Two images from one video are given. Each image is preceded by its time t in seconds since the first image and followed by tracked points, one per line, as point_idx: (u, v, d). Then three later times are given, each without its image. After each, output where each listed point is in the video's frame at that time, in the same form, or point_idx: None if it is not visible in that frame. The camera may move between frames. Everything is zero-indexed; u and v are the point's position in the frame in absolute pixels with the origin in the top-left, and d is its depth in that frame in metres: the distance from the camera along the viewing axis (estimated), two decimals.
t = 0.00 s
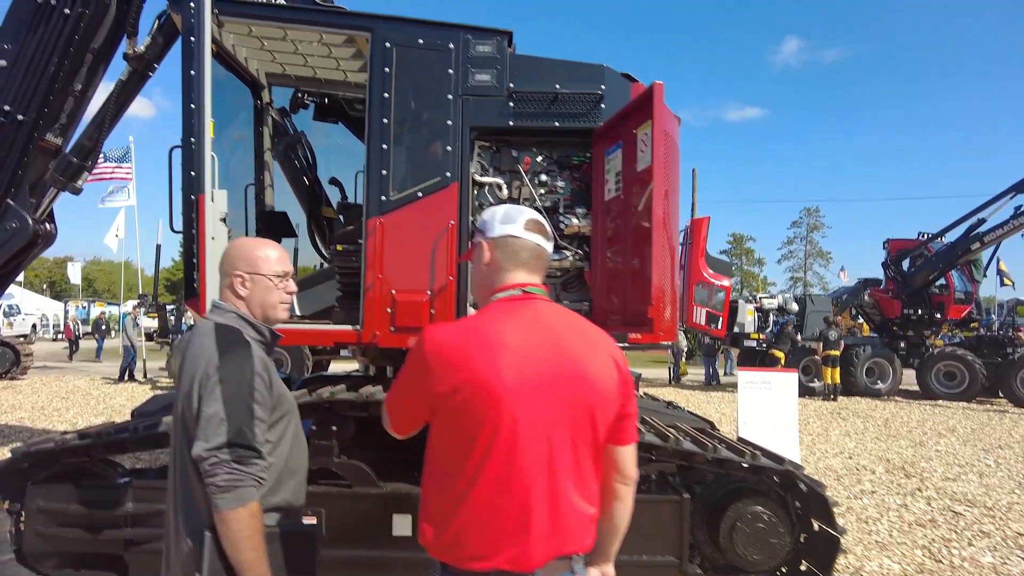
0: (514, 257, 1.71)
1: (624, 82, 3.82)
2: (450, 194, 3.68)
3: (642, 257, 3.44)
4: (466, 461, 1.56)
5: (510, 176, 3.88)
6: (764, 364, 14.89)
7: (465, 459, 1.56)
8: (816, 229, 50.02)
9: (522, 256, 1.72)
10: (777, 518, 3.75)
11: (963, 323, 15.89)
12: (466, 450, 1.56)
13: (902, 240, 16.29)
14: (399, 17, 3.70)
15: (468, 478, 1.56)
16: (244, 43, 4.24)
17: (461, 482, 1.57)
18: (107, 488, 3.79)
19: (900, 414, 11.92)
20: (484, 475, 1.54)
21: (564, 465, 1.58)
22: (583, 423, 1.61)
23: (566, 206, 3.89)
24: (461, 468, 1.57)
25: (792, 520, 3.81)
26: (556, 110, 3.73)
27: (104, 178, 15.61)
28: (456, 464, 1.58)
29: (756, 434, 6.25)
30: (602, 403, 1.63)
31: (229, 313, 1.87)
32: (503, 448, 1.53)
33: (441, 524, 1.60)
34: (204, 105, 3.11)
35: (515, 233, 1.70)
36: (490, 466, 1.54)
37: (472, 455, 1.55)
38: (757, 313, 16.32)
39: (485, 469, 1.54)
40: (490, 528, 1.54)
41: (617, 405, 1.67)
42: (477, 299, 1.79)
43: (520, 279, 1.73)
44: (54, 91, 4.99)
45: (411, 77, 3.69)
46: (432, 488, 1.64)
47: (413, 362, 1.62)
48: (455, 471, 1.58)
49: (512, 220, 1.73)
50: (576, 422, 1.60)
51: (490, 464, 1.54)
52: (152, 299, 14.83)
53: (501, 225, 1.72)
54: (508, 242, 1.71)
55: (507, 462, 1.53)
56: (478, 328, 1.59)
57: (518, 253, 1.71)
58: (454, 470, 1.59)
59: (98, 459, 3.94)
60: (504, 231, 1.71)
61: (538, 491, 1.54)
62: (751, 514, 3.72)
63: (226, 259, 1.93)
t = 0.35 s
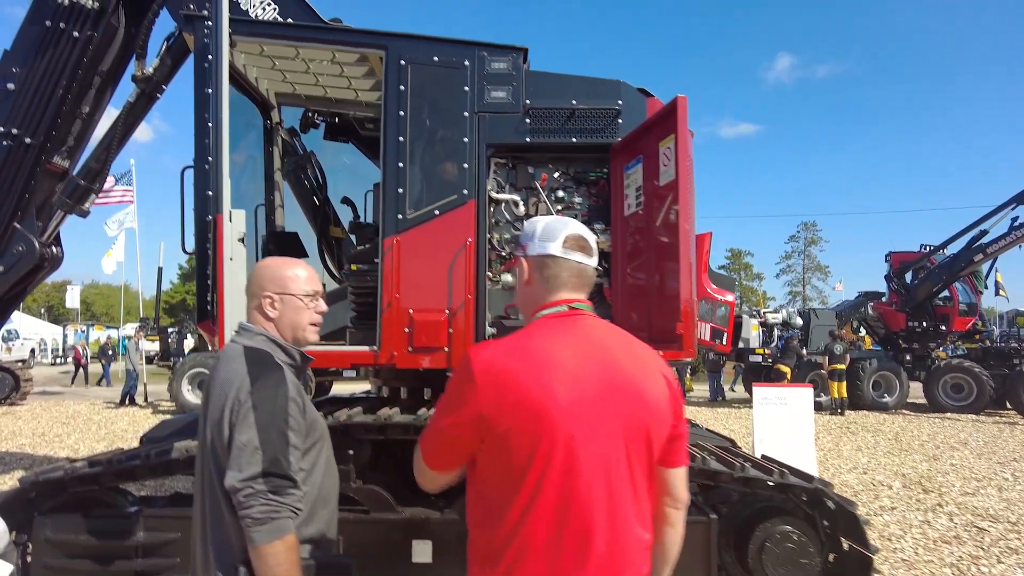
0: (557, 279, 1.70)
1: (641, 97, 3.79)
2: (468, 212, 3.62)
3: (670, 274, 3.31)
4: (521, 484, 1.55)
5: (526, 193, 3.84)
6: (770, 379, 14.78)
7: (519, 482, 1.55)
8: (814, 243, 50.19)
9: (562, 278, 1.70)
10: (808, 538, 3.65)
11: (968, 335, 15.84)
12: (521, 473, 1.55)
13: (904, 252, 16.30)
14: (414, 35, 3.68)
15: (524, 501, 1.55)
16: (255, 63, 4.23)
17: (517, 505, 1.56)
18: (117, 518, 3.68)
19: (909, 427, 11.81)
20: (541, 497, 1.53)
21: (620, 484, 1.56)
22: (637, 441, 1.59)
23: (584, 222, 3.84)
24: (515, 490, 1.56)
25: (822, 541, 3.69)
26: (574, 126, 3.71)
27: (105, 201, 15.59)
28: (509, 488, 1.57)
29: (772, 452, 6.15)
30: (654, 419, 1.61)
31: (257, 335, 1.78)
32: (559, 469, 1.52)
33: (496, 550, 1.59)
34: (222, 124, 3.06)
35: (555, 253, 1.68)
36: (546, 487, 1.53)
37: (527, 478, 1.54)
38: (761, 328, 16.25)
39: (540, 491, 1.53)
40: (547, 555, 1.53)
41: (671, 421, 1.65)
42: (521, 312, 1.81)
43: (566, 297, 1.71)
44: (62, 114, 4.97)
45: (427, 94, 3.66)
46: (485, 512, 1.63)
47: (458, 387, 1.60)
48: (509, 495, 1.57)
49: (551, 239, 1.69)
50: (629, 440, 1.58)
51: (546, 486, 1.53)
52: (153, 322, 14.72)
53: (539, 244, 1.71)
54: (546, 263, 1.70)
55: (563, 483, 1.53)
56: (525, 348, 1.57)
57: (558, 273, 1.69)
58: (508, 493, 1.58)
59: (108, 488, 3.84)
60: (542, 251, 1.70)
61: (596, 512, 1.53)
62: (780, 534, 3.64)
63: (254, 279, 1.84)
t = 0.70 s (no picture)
0: (588, 282, 1.57)
1: (662, 103, 3.69)
2: (487, 223, 3.49)
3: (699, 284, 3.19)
4: (581, 499, 1.39)
5: (545, 203, 3.73)
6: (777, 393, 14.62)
7: (581, 499, 1.39)
8: (811, 256, 50.23)
9: (595, 279, 1.56)
10: (847, 559, 3.51)
11: (974, 345, 15.73)
12: (582, 488, 1.39)
13: (907, 263, 16.25)
14: (429, 42, 3.58)
15: (587, 519, 1.39)
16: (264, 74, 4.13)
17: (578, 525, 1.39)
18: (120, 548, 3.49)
19: (921, 440, 11.65)
20: (605, 512, 1.39)
21: (689, 495, 1.43)
22: (704, 449, 1.47)
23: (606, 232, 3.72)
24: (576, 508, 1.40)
25: (860, 561, 3.52)
26: (594, 132, 3.60)
27: (103, 222, 15.45)
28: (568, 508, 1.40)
29: (793, 467, 6.00)
30: (720, 427, 1.50)
31: (286, 350, 1.63)
32: (624, 480, 1.39)
33: None
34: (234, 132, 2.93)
35: (581, 257, 1.57)
36: (610, 501, 1.39)
37: (589, 492, 1.39)
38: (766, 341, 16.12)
39: (602, 512, 1.39)
40: None
41: (735, 431, 1.54)
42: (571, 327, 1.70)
43: (607, 303, 1.58)
44: (64, 129, 4.85)
45: (443, 103, 3.55)
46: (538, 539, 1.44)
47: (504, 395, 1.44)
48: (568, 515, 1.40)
49: (580, 242, 1.60)
50: (696, 447, 1.46)
51: (611, 500, 1.39)
52: (152, 343, 14.53)
53: (571, 249, 1.62)
54: (577, 266, 1.59)
55: (630, 495, 1.39)
56: (578, 352, 1.47)
57: (593, 277, 1.57)
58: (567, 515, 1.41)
59: (111, 515, 3.66)
60: (573, 254, 1.60)
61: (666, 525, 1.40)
62: (818, 554, 3.50)
63: (284, 290, 1.68)
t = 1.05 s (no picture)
0: (614, 288, 1.47)
1: (678, 106, 3.64)
2: (501, 229, 3.39)
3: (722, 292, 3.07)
4: (632, 528, 1.29)
5: (559, 209, 3.64)
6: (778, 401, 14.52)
7: (632, 527, 1.29)
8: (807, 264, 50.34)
9: (622, 285, 1.46)
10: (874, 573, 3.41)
11: (974, 353, 15.71)
12: (632, 515, 1.29)
13: (907, 271, 16.24)
14: (440, 44, 3.49)
15: (642, 545, 1.28)
16: (269, 78, 4.03)
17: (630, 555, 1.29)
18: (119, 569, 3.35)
19: (925, 448, 11.57)
20: (659, 540, 1.28)
21: (747, 518, 1.31)
22: (761, 464, 1.35)
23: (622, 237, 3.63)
24: (627, 537, 1.29)
25: None
26: (611, 136, 3.52)
27: (98, 232, 15.27)
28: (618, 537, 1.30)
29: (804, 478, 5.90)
30: (775, 438, 1.39)
31: (312, 362, 1.52)
32: (681, 500, 1.28)
33: None
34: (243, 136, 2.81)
35: (606, 263, 1.48)
36: (664, 528, 1.28)
37: (640, 520, 1.28)
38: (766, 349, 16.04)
39: (659, 535, 1.28)
40: None
41: (791, 440, 1.43)
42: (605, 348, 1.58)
43: (644, 308, 1.47)
44: (61, 136, 4.74)
45: (454, 107, 3.45)
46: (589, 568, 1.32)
47: (542, 418, 1.34)
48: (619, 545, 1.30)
49: (602, 252, 1.52)
50: (753, 463, 1.34)
51: (664, 528, 1.28)
52: (147, 355, 14.33)
53: (592, 261, 1.53)
54: (600, 276, 1.49)
55: (685, 521, 1.28)
56: (619, 366, 1.35)
57: (620, 283, 1.46)
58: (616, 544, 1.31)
59: (111, 534, 3.52)
60: (594, 266, 1.52)
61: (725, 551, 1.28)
62: (845, 569, 3.40)
63: (310, 296, 1.58)
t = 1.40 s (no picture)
0: (684, 286, 1.36)
1: (687, 107, 3.61)
2: (511, 230, 3.33)
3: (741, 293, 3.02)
4: (713, 546, 1.21)
5: (568, 210, 3.60)
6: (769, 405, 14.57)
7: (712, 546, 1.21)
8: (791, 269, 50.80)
9: (697, 282, 1.36)
10: None
11: (959, 356, 15.89)
12: (714, 533, 1.21)
13: (893, 274, 16.41)
14: (447, 43, 3.44)
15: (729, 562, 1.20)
16: (270, 78, 3.96)
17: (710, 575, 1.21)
18: None
19: (915, 451, 11.64)
20: (743, 560, 1.20)
21: (832, 534, 1.25)
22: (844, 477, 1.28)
23: (631, 240, 3.61)
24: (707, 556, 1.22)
25: None
26: (621, 136, 3.49)
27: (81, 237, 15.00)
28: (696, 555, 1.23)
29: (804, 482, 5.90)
30: (858, 446, 1.32)
31: (342, 365, 1.45)
32: (773, 514, 1.20)
33: None
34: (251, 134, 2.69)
35: (675, 257, 1.37)
36: (748, 547, 1.20)
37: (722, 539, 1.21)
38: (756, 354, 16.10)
39: (747, 552, 1.20)
40: None
41: (868, 446, 1.36)
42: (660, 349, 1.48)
43: (716, 309, 1.39)
44: (51, 136, 4.61)
45: (462, 106, 3.40)
46: None
47: (617, 431, 1.24)
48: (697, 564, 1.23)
49: (666, 245, 1.40)
50: (837, 476, 1.27)
51: (748, 547, 1.20)
52: (131, 363, 14.06)
53: (657, 257, 1.40)
54: (670, 273, 1.37)
55: (771, 541, 1.20)
56: (698, 373, 1.26)
57: (689, 280, 1.36)
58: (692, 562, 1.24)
59: (106, 547, 3.39)
60: (661, 262, 1.39)
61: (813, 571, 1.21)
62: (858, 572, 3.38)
63: (340, 296, 1.52)
